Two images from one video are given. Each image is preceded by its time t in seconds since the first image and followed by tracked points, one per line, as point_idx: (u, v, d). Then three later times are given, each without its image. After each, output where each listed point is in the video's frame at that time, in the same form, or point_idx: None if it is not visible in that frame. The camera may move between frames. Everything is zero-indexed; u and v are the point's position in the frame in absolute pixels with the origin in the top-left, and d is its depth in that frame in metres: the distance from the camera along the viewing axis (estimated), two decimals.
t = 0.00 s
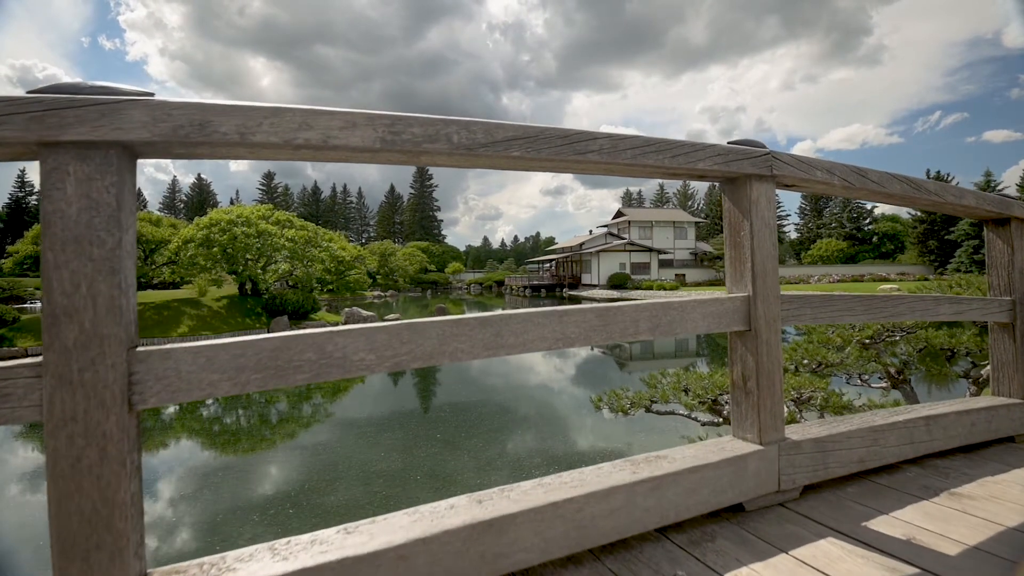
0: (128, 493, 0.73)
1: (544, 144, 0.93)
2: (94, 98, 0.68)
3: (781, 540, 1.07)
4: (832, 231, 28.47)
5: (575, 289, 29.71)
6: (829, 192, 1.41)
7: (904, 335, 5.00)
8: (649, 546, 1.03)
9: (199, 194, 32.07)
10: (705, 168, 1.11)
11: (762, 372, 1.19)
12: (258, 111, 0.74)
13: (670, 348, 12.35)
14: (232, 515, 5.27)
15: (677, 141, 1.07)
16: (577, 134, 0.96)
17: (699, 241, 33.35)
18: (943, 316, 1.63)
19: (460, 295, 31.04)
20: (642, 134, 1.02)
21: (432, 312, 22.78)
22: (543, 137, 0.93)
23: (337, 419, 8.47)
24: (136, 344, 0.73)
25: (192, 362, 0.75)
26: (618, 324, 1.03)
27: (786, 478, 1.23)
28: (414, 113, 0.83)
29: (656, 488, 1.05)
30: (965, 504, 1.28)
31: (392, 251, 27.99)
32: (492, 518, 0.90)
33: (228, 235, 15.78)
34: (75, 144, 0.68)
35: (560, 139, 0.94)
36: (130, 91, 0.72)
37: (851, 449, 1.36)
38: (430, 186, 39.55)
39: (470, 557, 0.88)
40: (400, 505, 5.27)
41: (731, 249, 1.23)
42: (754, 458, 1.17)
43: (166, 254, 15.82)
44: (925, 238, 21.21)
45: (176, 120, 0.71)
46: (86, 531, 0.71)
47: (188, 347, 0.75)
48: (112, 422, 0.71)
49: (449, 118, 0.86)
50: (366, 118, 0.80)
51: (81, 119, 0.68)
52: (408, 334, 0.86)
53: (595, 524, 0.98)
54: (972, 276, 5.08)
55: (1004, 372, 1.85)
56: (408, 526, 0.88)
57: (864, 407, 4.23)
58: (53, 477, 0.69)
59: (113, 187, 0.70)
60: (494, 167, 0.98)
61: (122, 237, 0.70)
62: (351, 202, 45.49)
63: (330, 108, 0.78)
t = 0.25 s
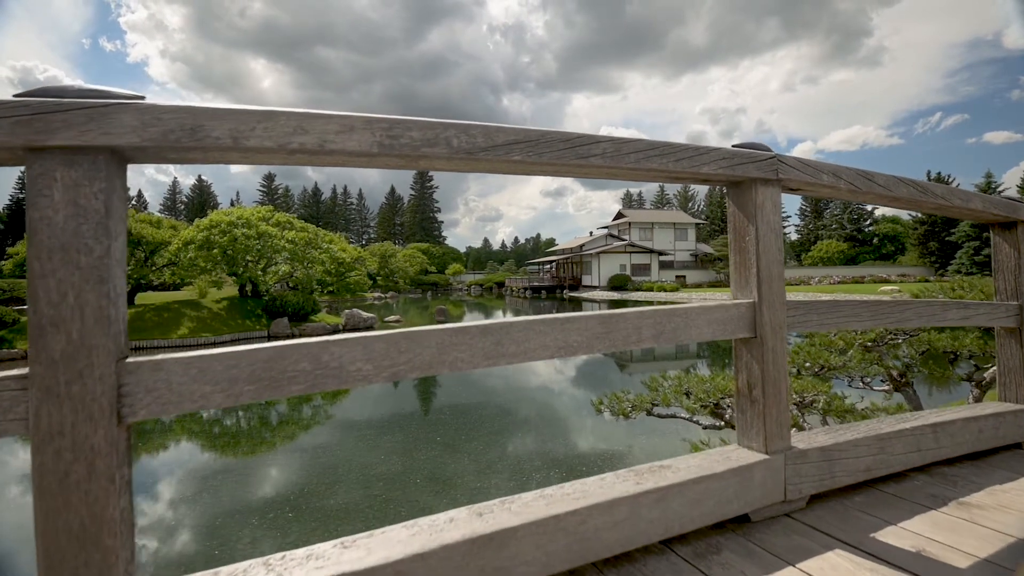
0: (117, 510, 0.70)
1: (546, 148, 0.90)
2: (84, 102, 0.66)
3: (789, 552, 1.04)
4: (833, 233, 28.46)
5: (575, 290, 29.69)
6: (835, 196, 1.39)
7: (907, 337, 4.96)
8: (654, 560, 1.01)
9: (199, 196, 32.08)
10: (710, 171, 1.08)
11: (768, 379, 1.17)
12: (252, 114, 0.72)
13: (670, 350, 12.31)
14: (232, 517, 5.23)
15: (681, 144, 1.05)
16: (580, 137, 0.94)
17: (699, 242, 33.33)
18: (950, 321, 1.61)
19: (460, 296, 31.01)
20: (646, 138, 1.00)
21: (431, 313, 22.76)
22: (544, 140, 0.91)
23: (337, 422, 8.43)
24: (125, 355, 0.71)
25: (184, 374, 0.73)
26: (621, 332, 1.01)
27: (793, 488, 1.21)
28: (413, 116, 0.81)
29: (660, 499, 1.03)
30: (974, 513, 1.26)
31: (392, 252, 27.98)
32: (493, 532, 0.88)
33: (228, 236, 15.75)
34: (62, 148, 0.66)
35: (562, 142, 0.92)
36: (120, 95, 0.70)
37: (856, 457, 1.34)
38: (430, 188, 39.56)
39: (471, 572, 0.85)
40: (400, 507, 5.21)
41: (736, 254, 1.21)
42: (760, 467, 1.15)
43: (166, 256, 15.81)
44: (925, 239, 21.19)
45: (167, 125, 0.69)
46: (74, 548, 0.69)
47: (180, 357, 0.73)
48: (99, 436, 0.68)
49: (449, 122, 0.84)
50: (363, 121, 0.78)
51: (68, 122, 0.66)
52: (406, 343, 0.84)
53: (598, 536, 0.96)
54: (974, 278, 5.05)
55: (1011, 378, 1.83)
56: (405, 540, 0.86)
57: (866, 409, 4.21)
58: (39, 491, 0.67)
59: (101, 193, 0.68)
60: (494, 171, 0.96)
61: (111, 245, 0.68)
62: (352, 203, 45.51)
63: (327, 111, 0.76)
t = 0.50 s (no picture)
0: (105, 525, 0.68)
1: (548, 152, 0.88)
2: (71, 106, 0.64)
3: (796, 566, 1.02)
4: (834, 234, 28.41)
5: (576, 292, 29.66)
6: (841, 201, 1.37)
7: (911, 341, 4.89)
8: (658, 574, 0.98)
9: (200, 198, 32.13)
10: (715, 176, 1.06)
11: (774, 388, 1.15)
12: (245, 118, 0.70)
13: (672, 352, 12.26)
14: (232, 520, 5.18)
15: (687, 148, 1.02)
16: (583, 140, 0.91)
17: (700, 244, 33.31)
18: (957, 327, 1.58)
19: (461, 298, 30.98)
20: (650, 141, 0.98)
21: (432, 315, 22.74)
22: (546, 145, 0.88)
23: (337, 424, 8.39)
24: (115, 367, 0.69)
25: (175, 387, 0.71)
26: (625, 340, 0.98)
27: (799, 498, 1.19)
28: (411, 119, 0.79)
29: (665, 511, 1.00)
30: (984, 524, 1.23)
31: (392, 254, 27.97)
32: (493, 546, 0.85)
33: (228, 238, 15.73)
34: (48, 153, 0.64)
35: (565, 146, 0.90)
36: (110, 98, 0.68)
37: (864, 466, 1.31)
38: (431, 190, 39.52)
39: None
40: (399, 510, 5.13)
41: (741, 260, 1.19)
42: (766, 477, 1.13)
43: (167, 257, 15.79)
44: (926, 241, 21.13)
45: (158, 130, 0.67)
46: (60, 567, 0.66)
47: (171, 369, 0.71)
48: (87, 451, 0.66)
49: (449, 125, 0.82)
50: (359, 125, 0.76)
51: (55, 127, 0.64)
52: (405, 353, 0.81)
53: (601, 550, 0.94)
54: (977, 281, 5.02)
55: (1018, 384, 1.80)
56: (402, 555, 0.83)
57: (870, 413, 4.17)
58: (24, 507, 0.64)
59: (89, 200, 0.66)
60: (494, 176, 0.94)
61: (99, 254, 0.66)
62: (352, 205, 45.49)
63: (323, 114, 0.74)
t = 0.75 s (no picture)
0: (91, 544, 0.66)
1: (551, 156, 0.86)
2: (58, 109, 0.62)
3: None
4: (835, 236, 28.38)
5: (576, 294, 29.63)
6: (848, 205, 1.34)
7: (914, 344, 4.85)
8: None
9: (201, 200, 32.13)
10: (721, 181, 1.04)
11: (782, 397, 1.12)
12: (239, 122, 0.68)
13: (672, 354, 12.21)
14: (232, 522, 5.16)
15: (692, 152, 1.00)
16: (587, 145, 0.89)
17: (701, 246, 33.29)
18: (965, 333, 1.55)
19: (462, 300, 30.96)
20: (655, 145, 0.96)
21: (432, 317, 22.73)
22: (549, 149, 0.86)
23: (338, 426, 8.36)
24: (103, 380, 0.67)
25: (165, 400, 0.68)
26: (628, 349, 0.96)
27: (807, 510, 1.16)
28: (410, 123, 0.77)
29: (670, 525, 0.98)
30: (995, 536, 1.20)
31: (393, 256, 27.97)
32: (495, 561, 0.83)
33: (228, 241, 15.71)
34: (34, 160, 0.62)
35: (568, 150, 0.87)
36: (101, 102, 0.66)
37: (872, 476, 1.29)
38: (432, 192, 39.55)
39: None
40: (399, 515, 5.08)
41: (748, 266, 1.16)
42: (773, 489, 1.10)
43: (167, 260, 15.77)
44: (927, 243, 21.09)
45: (147, 134, 0.65)
46: None
47: (161, 383, 0.68)
48: (74, 467, 0.64)
49: (449, 129, 0.79)
50: (356, 129, 0.73)
51: (41, 131, 0.61)
52: (403, 364, 0.79)
53: (605, 565, 0.91)
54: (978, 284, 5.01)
55: None
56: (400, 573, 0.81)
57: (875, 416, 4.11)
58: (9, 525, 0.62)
59: (76, 208, 0.63)
60: (496, 180, 0.92)
61: (86, 263, 0.63)
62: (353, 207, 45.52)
63: (318, 118, 0.72)
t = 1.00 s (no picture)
0: (75, 565, 0.63)
1: (553, 162, 0.84)
2: (43, 114, 0.60)
3: None
4: (836, 239, 28.36)
5: (577, 297, 29.61)
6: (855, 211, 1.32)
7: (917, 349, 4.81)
8: None
9: (203, 203, 32.19)
10: (726, 186, 1.01)
11: (789, 407, 1.09)
12: (231, 127, 0.66)
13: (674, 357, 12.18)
14: (233, 525, 5.14)
15: (698, 157, 0.98)
16: (590, 150, 0.87)
17: (701, 248, 33.29)
18: (974, 340, 1.53)
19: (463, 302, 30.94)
20: (660, 150, 0.94)
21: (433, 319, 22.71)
22: (551, 154, 0.84)
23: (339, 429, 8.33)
24: (89, 394, 0.64)
25: (154, 416, 0.66)
26: (633, 359, 0.93)
27: (815, 522, 1.14)
28: (408, 128, 0.74)
29: (676, 539, 0.95)
30: (1007, 549, 1.17)
31: (394, 258, 27.98)
32: None
33: (229, 243, 15.70)
34: (19, 167, 0.60)
35: (570, 155, 0.85)
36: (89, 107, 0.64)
37: (880, 487, 1.26)
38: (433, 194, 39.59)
39: None
40: (399, 519, 5.04)
41: (754, 273, 1.14)
42: (780, 501, 1.08)
43: (168, 262, 15.76)
44: (928, 245, 21.06)
45: (136, 141, 0.63)
46: None
47: (150, 396, 0.66)
48: (59, 485, 0.62)
49: (449, 133, 0.77)
50: (352, 135, 0.71)
51: (27, 138, 0.59)
52: (400, 376, 0.76)
53: None
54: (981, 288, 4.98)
55: None
56: None
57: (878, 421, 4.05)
58: None
59: (62, 217, 0.61)
60: (497, 186, 0.89)
61: (73, 273, 0.61)
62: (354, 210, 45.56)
63: (313, 123, 0.69)
